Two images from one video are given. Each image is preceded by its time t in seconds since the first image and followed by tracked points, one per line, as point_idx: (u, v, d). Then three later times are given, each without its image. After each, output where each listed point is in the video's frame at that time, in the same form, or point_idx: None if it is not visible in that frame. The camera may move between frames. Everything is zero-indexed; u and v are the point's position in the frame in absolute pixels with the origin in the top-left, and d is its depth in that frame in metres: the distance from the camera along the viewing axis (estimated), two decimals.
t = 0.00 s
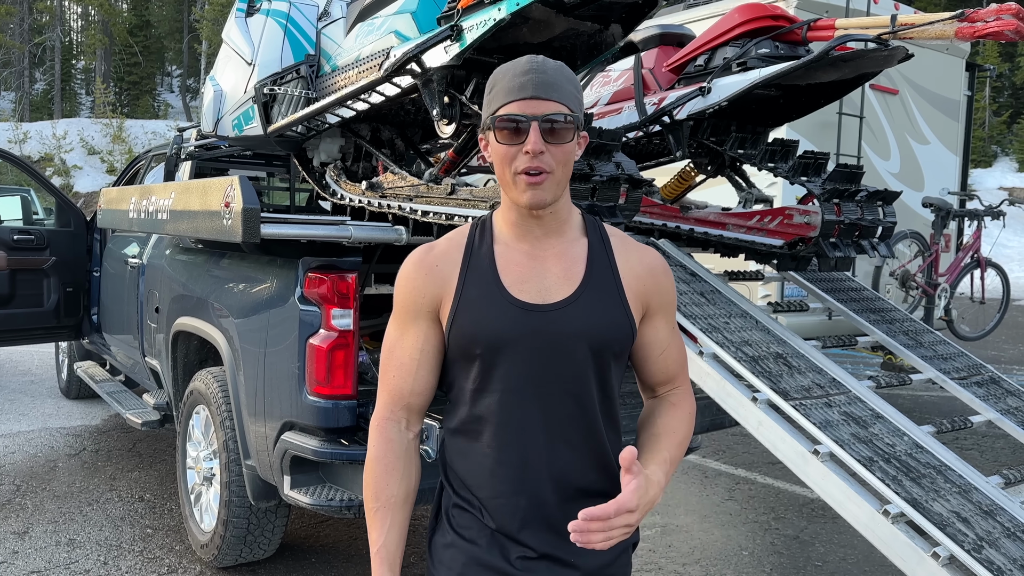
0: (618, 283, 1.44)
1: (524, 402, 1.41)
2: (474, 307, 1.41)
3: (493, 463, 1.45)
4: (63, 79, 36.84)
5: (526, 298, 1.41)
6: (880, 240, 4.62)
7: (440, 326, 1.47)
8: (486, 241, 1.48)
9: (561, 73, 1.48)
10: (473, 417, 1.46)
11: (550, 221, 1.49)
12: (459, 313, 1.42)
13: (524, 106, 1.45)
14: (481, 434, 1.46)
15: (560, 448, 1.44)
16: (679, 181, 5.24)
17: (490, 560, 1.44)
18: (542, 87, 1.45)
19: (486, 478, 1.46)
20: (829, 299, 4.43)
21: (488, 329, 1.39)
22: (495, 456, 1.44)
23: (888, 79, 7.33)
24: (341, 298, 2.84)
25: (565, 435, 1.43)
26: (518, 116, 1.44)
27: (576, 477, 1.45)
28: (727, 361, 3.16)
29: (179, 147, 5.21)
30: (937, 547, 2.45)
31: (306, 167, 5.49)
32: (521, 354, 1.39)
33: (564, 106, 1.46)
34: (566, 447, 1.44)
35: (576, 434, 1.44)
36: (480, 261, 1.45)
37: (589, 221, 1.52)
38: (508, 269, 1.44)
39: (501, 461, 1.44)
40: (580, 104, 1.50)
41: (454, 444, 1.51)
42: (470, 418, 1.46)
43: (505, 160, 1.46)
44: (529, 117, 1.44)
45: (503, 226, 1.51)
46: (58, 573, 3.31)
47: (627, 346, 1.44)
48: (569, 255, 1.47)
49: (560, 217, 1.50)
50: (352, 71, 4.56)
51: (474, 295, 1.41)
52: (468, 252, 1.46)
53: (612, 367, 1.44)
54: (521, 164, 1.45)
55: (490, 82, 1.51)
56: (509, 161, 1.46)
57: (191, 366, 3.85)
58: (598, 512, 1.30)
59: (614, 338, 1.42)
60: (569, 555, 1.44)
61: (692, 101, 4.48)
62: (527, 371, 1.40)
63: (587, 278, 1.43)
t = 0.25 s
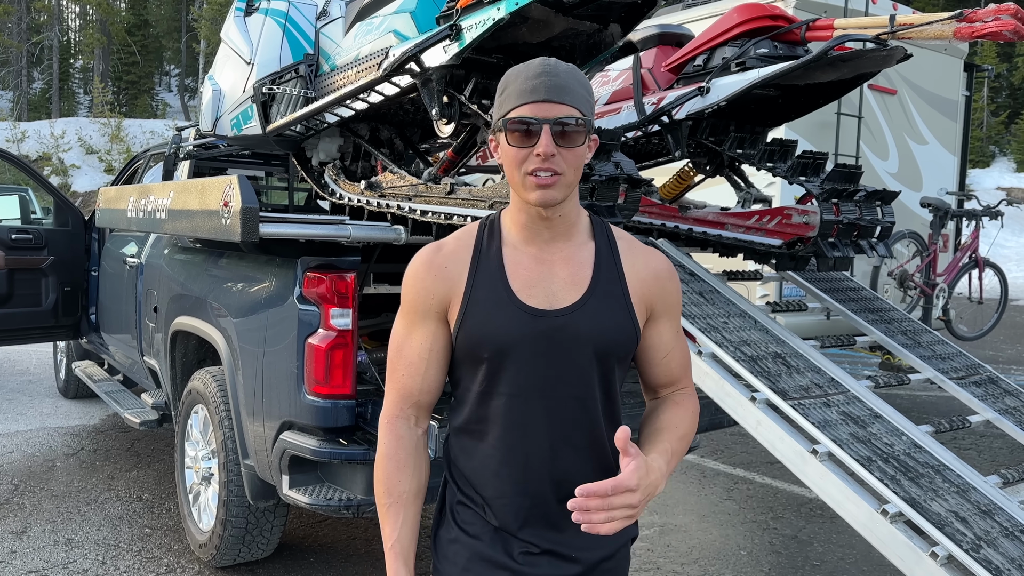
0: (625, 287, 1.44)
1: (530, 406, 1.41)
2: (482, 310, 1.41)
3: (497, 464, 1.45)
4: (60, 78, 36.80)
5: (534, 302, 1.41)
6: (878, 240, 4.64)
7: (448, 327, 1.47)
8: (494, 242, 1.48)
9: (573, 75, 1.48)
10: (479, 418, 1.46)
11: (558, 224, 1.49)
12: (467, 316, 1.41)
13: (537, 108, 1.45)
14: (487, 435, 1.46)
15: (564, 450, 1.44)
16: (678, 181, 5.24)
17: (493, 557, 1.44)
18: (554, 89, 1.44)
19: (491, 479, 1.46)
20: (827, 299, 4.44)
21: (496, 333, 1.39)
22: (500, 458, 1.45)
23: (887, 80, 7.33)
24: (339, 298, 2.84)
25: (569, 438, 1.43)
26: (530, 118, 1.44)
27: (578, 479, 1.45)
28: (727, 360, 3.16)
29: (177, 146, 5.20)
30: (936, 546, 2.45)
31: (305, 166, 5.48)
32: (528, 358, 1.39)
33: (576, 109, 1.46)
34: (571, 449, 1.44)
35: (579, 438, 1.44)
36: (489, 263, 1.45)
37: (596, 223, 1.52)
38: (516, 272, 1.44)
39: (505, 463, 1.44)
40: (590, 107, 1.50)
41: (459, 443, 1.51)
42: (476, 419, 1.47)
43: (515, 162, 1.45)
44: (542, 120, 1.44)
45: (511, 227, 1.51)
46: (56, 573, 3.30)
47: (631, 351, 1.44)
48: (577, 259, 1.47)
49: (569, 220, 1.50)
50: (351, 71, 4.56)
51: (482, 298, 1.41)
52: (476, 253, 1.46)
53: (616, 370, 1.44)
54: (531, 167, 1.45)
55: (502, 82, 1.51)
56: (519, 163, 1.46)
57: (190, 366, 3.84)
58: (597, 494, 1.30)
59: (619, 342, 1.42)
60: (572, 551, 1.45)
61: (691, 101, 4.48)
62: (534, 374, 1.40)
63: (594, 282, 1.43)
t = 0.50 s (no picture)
0: (621, 289, 1.42)
1: (523, 405, 1.42)
2: (477, 308, 1.41)
3: (490, 461, 1.46)
4: (58, 77, 36.75)
5: (528, 302, 1.41)
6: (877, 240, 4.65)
7: (448, 325, 1.48)
8: (495, 242, 1.48)
9: (576, 78, 1.47)
10: (475, 416, 1.47)
11: (558, 226, 1.49)
12: (463, 314, 1.42)
13: (538, 112, 1.45)
14: (481, 432, 1.47)
15: (557, 448, 1.43)
16: (676, 181, 5.24)
17: (488, 552, 1.45)
18: (556, 94, 1.44)
19: (483, 476, 1.47)
20: (826, 298, 4.45)
21: (489, 332, 1.40)
22: (492, 455, 1.45)
23: (885, 80, 7.34)
24: (338, 297, 2.84)
25: (562, 438, 1.43)
26: (530, 121, 1.44)
27: (571, 479, 1.44)
28: (725, 360, 3.16)
29: (175, 146, 5.19)
30: (933, 546, 2.45)
31: (303, 166, 5.45)
32: (521, 356, 1.39)
33: (578, 113, 1.46)
34: (565, 449, 1.43)
35: (573, 438, 1.43)
36: (487, 262, 1.45)
37: (598, 223, 1.51)
38: (513, 272, 1.44)
39: (497, 460, 1.45)
40: (592, 111, 1.50)
41: (458, 439, 1.52)
42: (473, 417, 1.47)
43: (516, 166, 1.46)
44: (542, 124, 1.44)
45: (512, 228, 1.51)
46: (54, 573, 3.30)
47: (627, 352, 1.42)
48: (575, 260, 1.46)
49: (569, 222, 1.49)
50: (350, 71, 4.56)
51: (478, 297, 1.42)
52: (476, 253, 1.47)
53: (612, 372, 1.43)
54: (530, 170, 1.45)
55: (505, 85, 1.51)
56: (520, 166, 1.46)
57: (188, 365, 3.84)
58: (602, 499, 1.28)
59: (614, 344, 1.40)
60: (566, 548, 1.43)
61: (689, 100, 4.48)
62: (528, 373, 1.40)
63: (589, 282, 1.42)
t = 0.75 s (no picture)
0: (618, 287, 1.41)
1: (520, 402, 1.42)
2: (473, 306, 1.42)
3: (486, 458, 1.46)
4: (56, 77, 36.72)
5: (525, 299, 1.41)
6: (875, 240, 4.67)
7: (448, 324, 1.48)
8: (494, 242, 1.49)
9: (570, 81, 1.47)
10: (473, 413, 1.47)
11: (556, 226, 1.48)
12: (460, 311, 1.43)
13: (530, 117, 1.45)
14: (479, 429, 1.47)
15: (554, 447, 1.43)
16: (674, 181, 5.24)
17: (485, 550, 1.45)
18: (547, 98, 1.44)
19: (481, 472, 1.47)
20: (824, 298, 4.46)
21: (486, 329, 1.40)
22: (489, 451, 1.46)
23: (883, 79, 7.35)
24: (336, 297, 2.84)
25: (559, 436, 1.42)
26: (523, 126, 1.45)
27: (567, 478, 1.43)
28: (723, 360, 3.17)
29: (173, 145, 5.19)
30: (931, 545, 2.45)
31: (301, 165, 5.48)
32: (517, 354, 1.40)
33: (571, 117, 1.45)
34: (563, 447, 1.43)
35: (570, 436, 1.42)
36: (486, 260, 1.46)
37: (598, 224, 1.50)
38: (511, 270, 1.44)
39: (493, 457, 1.46)
40: (589, 113, 1.49)
41: (460, 437, 1.52)
42: (472, 414, 1.48)
43: (510, 169, 1.47)
44: (532, 128, 1.44)
45: (512, 228, 1.51)
46: (52, 573, 3.30)
47: (624, 351, 1.41)
48: (573, 259, 1.46)
49: (567, 222, 1.49)
50: (348, 70, 4.56)
51: (475, 295, 1.42)
52: (475, 252, 1.48)
53: (610, 370, 1.41)
54: (523, 174, 1.46)
55: (501, 89, 1.52)
56: (514, 170, 1.47)
57: (186, 365, 3.84)
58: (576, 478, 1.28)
59: (610, 341, 1.39)
60: (561, 547, 1.42)
61: (688, 100, 4.48)
62: (523, 370, 1.40)
63: (586, 280, 1.41)
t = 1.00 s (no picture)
0: (619, 284, 1.42)
1: (521, 400, 1.42)
2: (474, 304, 1.42)
3: (487, 456, 1.46)
4: (54, 76, 36.68)
5: (525, 297, 1.41)
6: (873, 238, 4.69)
7: (447, 323, 1.48)
8: (494, 240, 1.49)
9: (564, 80, 1.45)
10: (473, 412, 1.47)
11: (555, 225, 1.48)
12: (460, 309, 1.43)
13: (523, 118, 1.45)
14: (480, 428, 1.47)
15: (556, 445, 1.43)
16: (673, 180, 5.24)
17: (486, 550, 1.44)
18: (540, 99, 1.44)
19: (483, 471, 1.47)
20: (822, 297, 4.45)
21: (486, 327, 1.40)
22: (491, 450, 1.45)
23: (881, 79, 7.35)
24: (335, 296, 2.84)
25: (561, 435, 1.42)
26: (517, 128, 1.45)
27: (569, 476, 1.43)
28: (722, 359, 3.17)
29: (171, 145, 5.18)
30: (930, 544, 2.45)
31: (299, 165, 5.48)
32: (519, 352, 1.39)
33: (565, 117, 1.45)
34: (565, 445, 1.43)
35: (572, 434, 1.42)
36: (485, 259, 1.46)
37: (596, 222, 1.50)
38: (511, 268, 1.44)
39: (495, 456, 1.45)
40: (586, 111, 1.48)
41: (460, 436, 1.52)
42: (472, 412, 1.47)
43: (506, 170, 1.47)
44: (525, 130, 1.44)
45: (510, 227, 1.51)
46: (50, 572, 3.29)
47: (625, 348, 1.41)
48: (573, 257, 1.46)
49: (566, 221, 1.49)
50: (346, 69, 4.55)
51: (475, 293, 1.42)
52: (475, 250, 1.47)
53: (612, 368, 1.42)
54: (517, 175, 1.46)
55: (497, 89, 1.52)
56: (509, 171, 1.47)
57: (184, 364, 3.84)
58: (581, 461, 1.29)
59: (611, 339, 1.39)
60: (560, 545, 1.42)
61: (686, 100, 4.48)
62: (525, 368, 1.40)
63: (587, 278, 1.42)
